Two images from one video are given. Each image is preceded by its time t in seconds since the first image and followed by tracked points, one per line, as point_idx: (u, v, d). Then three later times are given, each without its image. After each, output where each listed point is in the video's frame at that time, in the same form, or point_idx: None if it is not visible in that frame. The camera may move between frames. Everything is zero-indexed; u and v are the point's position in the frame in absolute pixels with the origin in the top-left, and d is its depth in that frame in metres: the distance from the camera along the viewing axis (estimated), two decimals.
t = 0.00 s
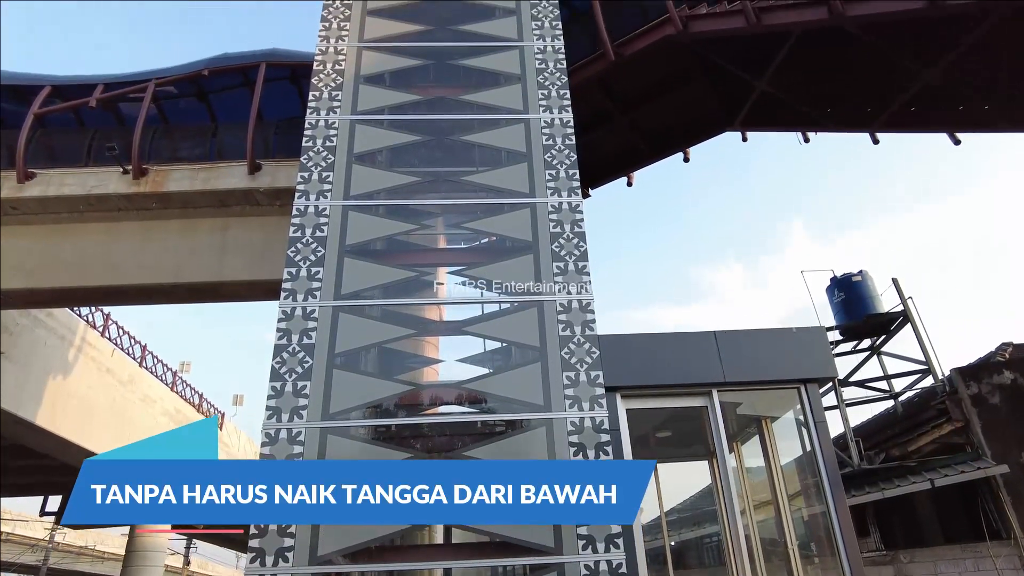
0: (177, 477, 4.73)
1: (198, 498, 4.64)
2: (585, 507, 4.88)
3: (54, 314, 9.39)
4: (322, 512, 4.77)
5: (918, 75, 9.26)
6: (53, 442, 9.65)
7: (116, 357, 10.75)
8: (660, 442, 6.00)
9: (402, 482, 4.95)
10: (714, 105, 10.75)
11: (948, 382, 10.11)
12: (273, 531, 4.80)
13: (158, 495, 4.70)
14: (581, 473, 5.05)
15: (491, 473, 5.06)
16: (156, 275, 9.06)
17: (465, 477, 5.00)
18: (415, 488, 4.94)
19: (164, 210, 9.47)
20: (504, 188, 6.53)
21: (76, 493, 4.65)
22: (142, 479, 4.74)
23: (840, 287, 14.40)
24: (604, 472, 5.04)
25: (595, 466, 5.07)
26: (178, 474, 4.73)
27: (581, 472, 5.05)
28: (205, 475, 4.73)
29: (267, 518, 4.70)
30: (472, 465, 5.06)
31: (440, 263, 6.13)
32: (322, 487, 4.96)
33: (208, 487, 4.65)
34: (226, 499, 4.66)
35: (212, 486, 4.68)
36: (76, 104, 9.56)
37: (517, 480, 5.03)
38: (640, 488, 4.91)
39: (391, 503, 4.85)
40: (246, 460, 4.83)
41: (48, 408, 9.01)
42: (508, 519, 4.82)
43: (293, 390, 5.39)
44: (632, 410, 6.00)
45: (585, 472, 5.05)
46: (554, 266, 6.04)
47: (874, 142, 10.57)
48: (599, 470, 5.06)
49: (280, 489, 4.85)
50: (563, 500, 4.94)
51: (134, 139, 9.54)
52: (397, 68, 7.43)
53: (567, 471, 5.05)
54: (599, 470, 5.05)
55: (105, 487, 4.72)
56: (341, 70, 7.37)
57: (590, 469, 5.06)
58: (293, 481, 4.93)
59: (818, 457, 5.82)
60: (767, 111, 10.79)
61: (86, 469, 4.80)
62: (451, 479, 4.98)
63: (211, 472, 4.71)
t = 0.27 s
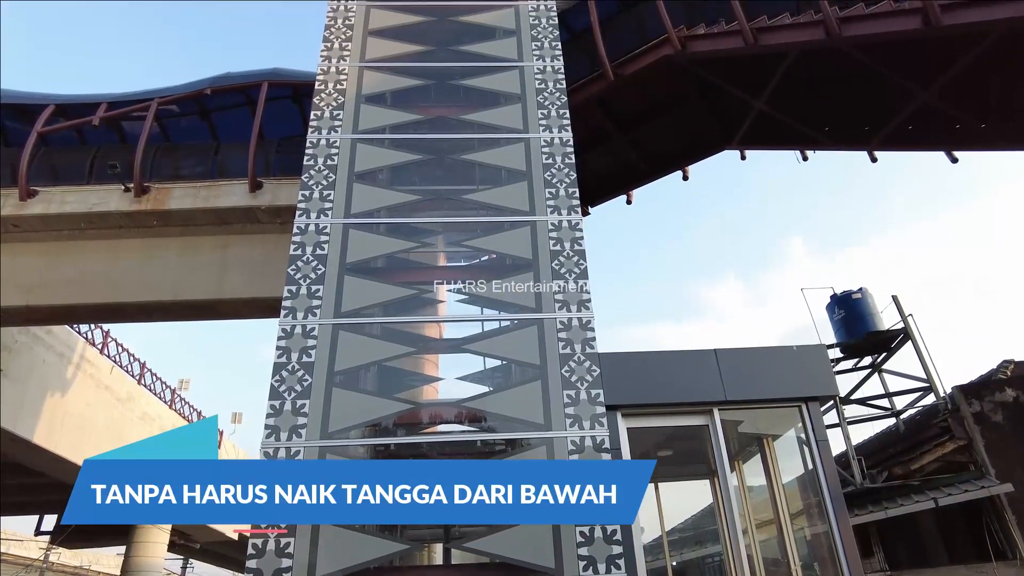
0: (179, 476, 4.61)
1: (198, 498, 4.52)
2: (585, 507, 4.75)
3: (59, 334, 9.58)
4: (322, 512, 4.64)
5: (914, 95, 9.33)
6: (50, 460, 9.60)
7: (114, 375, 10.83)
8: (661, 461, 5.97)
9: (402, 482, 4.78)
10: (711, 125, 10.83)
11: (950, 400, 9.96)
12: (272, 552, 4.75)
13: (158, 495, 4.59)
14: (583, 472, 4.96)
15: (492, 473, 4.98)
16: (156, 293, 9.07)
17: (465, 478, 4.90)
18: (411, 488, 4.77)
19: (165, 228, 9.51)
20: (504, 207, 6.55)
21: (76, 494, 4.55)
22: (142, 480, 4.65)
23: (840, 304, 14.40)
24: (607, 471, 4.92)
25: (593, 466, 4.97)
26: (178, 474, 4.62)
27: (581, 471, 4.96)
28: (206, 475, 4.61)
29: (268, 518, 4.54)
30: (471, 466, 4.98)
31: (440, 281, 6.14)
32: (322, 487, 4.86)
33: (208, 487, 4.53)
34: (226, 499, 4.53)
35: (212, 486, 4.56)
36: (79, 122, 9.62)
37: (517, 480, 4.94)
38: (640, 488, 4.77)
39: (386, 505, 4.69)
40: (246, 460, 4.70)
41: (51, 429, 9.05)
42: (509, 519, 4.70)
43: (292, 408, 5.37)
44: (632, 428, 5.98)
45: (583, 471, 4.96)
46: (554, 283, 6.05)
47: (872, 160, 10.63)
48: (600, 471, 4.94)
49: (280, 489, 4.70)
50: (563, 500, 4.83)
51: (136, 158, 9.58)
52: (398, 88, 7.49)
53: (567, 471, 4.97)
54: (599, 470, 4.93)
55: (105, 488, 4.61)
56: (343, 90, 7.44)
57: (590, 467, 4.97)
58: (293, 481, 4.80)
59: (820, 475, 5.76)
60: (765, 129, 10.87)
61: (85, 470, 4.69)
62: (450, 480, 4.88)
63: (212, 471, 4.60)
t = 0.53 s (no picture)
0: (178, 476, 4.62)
1: (199, 498, 4.56)
2: (585, 507, 4.83)
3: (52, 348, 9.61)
4: (323, 511, 4.69)
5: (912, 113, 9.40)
6: (47, 478, 9.54)
7: (113, 393, 10.79)
8: (663, 480, 5.93)
9: (402, 481, 4.87)
10: (710, 143, 10.90)
11: (953, 417, 9.94)
12: (270, 573, 4.72)
13: (158, 495, 4.60)
14: (584, 472, 5.03)
15: (492, 473, 5.07)
16: (156, 310, 9.06)
17: (465, 478, 5.03)
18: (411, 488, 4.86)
19: (166, 245, 9.51)
20: (505, 225, 6.58)
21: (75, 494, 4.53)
22: (141, 479, 4.64)
23: (840, 321, 14.38)
24: (608, 471, 4.97)
25: (594, 467, 5.03)
26: (178, 474, 4.64)
27: (582, 470, 5.03)
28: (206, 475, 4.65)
29: (268, 517, 4.59)
30: (471, 467, 5.12)
31: (440, 298, 6.15)
32: (322, 487, 4.89)
33: (208, 487, 4.58)
34: (226, 499, 4.59)
35: (212, 486, 4.61)
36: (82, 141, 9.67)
37: (517, 480, 5.00)
38: (640, 487, 4.83)
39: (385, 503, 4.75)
40: (246, 461, 4.75)
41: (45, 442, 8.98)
42: (509, 518, 4.75)
43: (291, 427, 5.34)
44: (634, 447, 5.95)
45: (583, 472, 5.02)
46: (554, 301, 6.05)
47: (870, 178, 10.69)
48: (600, 471, 4.99)
49: (280, 489, 4.76)
50: (563, 499, 4.91)
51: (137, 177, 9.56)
52: (399, 107, 7.55)
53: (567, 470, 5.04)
54: (600, 470, 4.99)
55: (105, 488, 4.61)
56: (344, 109, 7.49)
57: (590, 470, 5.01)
58: (293, 481, 4.85)
59: (822, 493, 5.72)
60: (763, 147, 10.94)
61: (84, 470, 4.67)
62: (451, 480, 5.01)
63: (213, 472, 4.64)
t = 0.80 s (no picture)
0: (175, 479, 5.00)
1: (199, 498, 4.92)
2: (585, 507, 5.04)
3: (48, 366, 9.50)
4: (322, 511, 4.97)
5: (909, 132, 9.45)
6: (43, 497, 9.45)
7: (111, 410, 10.61)
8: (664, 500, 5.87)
9: (402, 482, 5.19)
10: (709, 161, 10.96)
11: (955, 435, 9.94)
12: None
13: (158, 495, 4.98)
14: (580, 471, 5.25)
15: (492, 473, 5.26)
16: (156, 328, 9.04)
17: (465, 478, 5.19)
18: (412, 488, 5.17)
19: (166, 262, 9.51)
20: (505, 243, 6.58)
21: (78, 494, 4.96)
22: (143, 481, 5.04)
23: (841, 339, 14.35)
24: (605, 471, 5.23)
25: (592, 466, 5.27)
26: (178, 475, 5.03)
27: (581, 468, 5.26)
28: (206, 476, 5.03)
29: (267, 517, 4.89)
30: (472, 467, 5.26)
31: (441, 316, 6.13)
32: (322, 487, 5.14)
33: (208, 487, 4.95)
34: (226, 498, 4.94)
35: (212, 486, 4.98)
36: (84, 159, 9.72)
37: (517, 480, 5.24)
38: (638, 489, 5.14)
39: (388, 504, 5.05)
40: (244, 463, 5.08)
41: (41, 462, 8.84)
42: (507, 518, 5.02)
43: (290, 446, 5.30)
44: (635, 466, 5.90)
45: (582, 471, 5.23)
46: (554, 319, 6.04)
47: (869, 196, 10.73)
48: (598, 471, 5.24)
49: (280, 489, 5.05)
50: (563, 499, 5.12)
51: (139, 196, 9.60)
52: (401, 125, 7.59)
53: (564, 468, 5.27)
54: (595, 470, 5.24)
55: (107, 488, 5.02)
56: (346, 128, 7.54)
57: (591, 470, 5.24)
58: (294, 481, 5.12)
59: (825, 511, 5.65)
60: (762, 166, 11.00)
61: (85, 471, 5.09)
62: (451, 480, 5.18)
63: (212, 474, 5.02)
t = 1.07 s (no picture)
0: (174, 479, 4.91)
1: (199, 498, 4.85)
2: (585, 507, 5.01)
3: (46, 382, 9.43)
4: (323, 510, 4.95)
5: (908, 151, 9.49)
6: (39, 516, 9.36)
7: (110, 426, 10.63)
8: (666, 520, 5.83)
9: (403, 482, 5.13)
10: (708, 179, 11.00)
11: (959, 454, 9.92)
12: None
13: (158, 496, 4.88)
14: (585, 473, 5.24)
15: (492, 473, 5.28)
16: (155, 345, 9.02)
17: (465, 478, 5.19)
18: (416, 488, 5.09)
19: (166, 279, 9.50)
20: (505, 261, 6.59)
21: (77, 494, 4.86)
22: (142, 480, 4.93)
23: (842, 356, 14.30)
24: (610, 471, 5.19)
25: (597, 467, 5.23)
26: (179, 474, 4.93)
27: (586, 470, 5.25)
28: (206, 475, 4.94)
29: (267, 517, 4.87)
30: (472, 467, 5.28)
31: (441, 334, 6.12)
32: (322, 487, 5.14)
33: (208, 487, 4.89)
34: (227, 498, 4.88)
35: (212, 487, 4.91)
36: (87, 176, 9.76)
37: (517, 480, 5.24)
38: (639, 487, 5.04)
39: (389, 505, 4.99)
40: (247, 463, 5.07)
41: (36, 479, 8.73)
42: (509, 518, 4.99)
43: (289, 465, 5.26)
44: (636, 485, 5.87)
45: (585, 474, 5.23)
46: (554, 337, 6.03)
47: (868, 213, 10.76)
48: (605, 472, 5.19)
49: (280, 490, 5.04)
50: (563, 499, 5.11)
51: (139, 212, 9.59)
52: (402, 144, 7.64)
53: (568, 470, 5.27)
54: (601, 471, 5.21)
55: (105, 488, 4.91)
56: (347, 146, 7.59)
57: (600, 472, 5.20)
58: (293, 481, 5.12)
59: (828, 530, 5.62)
60: (761, 183, 11.03)
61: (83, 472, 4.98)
62: (453, 480, 5.15)
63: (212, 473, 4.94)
